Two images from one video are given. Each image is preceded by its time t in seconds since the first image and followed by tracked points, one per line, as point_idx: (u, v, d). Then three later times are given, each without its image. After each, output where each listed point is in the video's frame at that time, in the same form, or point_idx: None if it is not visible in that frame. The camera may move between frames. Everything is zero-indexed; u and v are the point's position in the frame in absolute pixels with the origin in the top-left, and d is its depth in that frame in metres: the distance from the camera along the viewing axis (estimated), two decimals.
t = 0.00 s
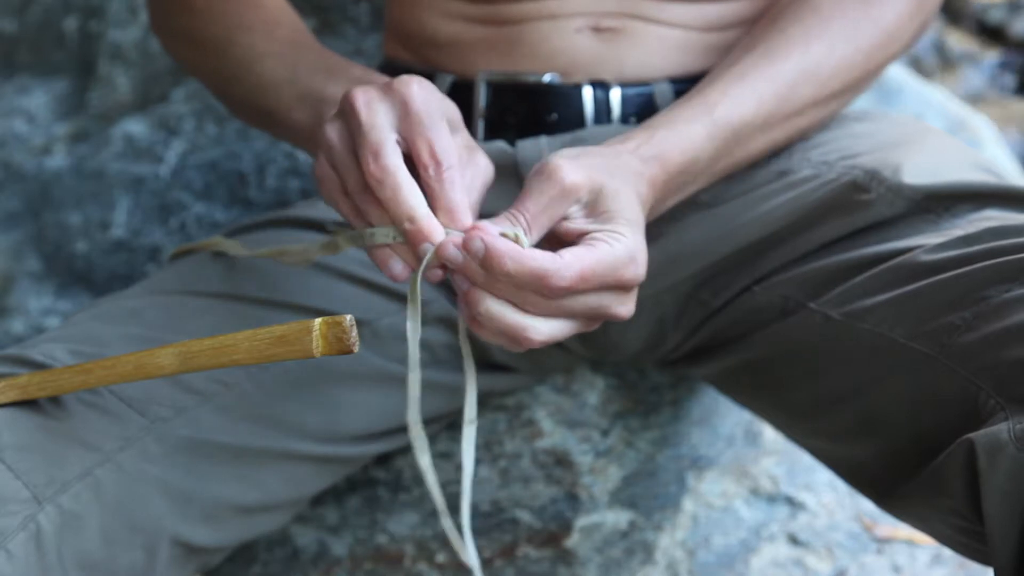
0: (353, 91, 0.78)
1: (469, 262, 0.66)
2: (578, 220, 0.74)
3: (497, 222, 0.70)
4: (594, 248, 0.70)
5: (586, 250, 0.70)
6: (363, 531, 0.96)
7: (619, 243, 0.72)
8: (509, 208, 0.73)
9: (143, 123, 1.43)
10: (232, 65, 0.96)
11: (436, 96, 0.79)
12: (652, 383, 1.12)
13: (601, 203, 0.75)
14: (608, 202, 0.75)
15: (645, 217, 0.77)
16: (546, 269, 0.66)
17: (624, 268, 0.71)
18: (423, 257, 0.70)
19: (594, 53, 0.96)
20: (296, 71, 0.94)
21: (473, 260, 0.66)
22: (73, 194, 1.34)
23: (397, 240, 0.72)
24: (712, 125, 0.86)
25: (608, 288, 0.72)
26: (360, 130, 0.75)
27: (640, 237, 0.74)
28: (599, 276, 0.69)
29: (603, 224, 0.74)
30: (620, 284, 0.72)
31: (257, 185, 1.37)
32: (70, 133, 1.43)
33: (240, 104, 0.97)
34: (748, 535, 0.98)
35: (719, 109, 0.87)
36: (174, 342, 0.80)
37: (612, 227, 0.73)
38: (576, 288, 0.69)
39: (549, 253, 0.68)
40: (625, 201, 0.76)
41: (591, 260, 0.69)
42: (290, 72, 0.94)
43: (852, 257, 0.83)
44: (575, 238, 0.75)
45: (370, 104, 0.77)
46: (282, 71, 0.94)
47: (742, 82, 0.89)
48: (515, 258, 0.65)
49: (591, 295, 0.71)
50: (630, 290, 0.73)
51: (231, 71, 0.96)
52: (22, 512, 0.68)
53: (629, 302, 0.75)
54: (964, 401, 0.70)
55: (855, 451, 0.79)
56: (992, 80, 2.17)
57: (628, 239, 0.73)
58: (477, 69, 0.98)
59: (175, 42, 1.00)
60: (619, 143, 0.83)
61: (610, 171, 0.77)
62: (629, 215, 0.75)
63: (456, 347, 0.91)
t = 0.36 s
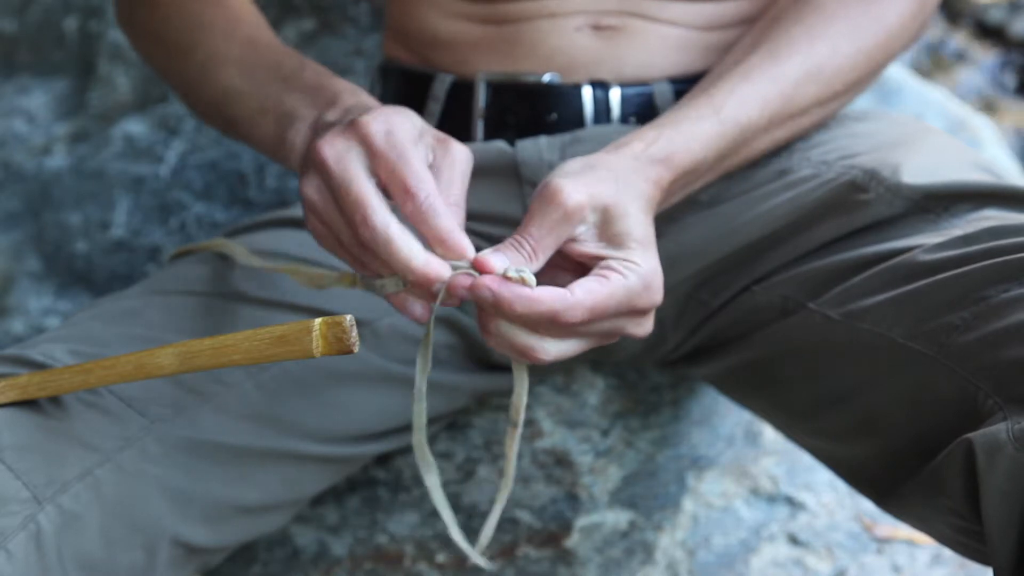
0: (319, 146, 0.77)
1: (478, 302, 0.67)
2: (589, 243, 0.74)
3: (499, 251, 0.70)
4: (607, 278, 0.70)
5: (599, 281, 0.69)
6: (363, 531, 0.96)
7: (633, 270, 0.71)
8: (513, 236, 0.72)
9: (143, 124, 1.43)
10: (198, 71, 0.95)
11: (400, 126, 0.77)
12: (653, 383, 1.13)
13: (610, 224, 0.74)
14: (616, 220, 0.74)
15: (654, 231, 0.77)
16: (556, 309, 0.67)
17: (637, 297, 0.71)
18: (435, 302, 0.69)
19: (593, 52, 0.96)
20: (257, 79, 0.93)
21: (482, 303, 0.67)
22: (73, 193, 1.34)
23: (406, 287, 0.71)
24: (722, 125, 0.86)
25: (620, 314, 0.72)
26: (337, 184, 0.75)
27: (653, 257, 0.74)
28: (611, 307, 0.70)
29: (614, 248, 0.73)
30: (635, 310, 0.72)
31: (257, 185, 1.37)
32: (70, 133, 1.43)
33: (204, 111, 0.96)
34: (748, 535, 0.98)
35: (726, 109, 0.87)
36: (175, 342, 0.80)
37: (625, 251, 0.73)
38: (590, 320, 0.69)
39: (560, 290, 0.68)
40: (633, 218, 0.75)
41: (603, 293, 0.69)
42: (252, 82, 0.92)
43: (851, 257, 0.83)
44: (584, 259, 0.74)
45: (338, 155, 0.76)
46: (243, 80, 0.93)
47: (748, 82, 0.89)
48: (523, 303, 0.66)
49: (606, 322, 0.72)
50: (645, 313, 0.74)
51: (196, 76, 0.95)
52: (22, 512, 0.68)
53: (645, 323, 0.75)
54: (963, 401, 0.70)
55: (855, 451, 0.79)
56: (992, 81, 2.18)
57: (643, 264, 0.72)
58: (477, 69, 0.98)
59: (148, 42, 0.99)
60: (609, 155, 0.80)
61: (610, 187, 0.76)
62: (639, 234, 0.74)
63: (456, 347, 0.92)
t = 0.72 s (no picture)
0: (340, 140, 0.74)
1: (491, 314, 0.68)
2: (597, 240, 0.74)
3: (510, 262, 0.71)
4: (617, 279, 0.70)
5: (609, 283, 0.70)
6: (363, 531, 0.96)
7: (644, 268, 0.71)
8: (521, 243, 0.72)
9: (144, 124, 1.43)
10: (190, 82, 0.92)
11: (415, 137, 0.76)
12: (652, 383, 1.12)
13: (617, 220, 0.74)
14: (624, 216, 0.74)
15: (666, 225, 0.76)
16: (567, 317, 0.68)
17: (650, 296, 0.71)
18: (434, 305, 0.67)
19: (594, 50, 0.96)
20: (251, 100, 0.90)
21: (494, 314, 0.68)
22: (73, 193, 1.34)
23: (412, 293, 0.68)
24: (731, 113, 0.86)
25: (634, 312, 0.72)
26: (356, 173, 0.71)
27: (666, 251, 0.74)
28: (623, 307, 0.70)
29: (625, 245, 0.73)
30: (648, 307, 0.73)
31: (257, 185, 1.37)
32: (70, 133, 1.43)
33: (193, 124, 0.93)
34: (748, 535, 0.98)
35: (733, 98, 0.87)
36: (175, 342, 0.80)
37: (635, 247, 0.73)
38: (604, 321, 0.70)
39: (570, 296, 0.68)
40: (643, 211, 0.75)
41: (613, 295, 0.69)
42: (246, 100, 0.89)
43: (850, 257, 0.83)
44: (595, 256, 0.75)
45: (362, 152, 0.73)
46: (237, 98, 0.90)
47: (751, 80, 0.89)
48: (535, 314, 0.67)
49: (620, 320, 0.72)
50: (659, 308, 0.74)
51: (187, 88, 0.92)
52: (22, 512, 0.68)
53: (664, 315, 0.75)
54: (963, 401, 0.70)
55: (856, 451, 0.80)
56: (992, 80, 2.18)
57: (655, 261, 0.72)
58: (477, 69, 0.98)
59: (138, 50, 0.95)
60: (613, 149, 0.81)
61: (615, 183, 0.75)
62: (648, 228, 0.74)
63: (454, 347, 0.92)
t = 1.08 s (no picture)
0: (337, 210, 0.73)
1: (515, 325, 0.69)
2: (614, 242, 0.74)
3: (530, 273, 0.71)
4: (638, 285, 0.71)
5: (630, 289, 0.70)
6: (363, 531, 0.96)
7: (666, 272, 0.72)
8: (541, 251, 0.72)
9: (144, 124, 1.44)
10: (152, 89, 0.91)
11: (410, 185, 0.74)
12: (653, 383, 1.13)
13: (634, 222, 0.74)
14: (641, 217, 0.74)
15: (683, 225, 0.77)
16: (592, 326, 0.68)
17: (672, 298, 0.72)
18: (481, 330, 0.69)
19: (593, 47, 0.96)
20: (216, 108, 0.89)
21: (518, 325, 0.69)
22: (73, 194, 1.34)
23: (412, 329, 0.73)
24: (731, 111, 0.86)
25: (657, 315, 0.73)
26: (364, 243, 0.71)
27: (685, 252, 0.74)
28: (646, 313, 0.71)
29: (642, 247, 0.74)
30: (670, 308, 0.73)
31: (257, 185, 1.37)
32: (70, 133, 1.43)
33: (158, 133, 0.92)
34: (748, 535, 0.98)
35: (746, 94, 0.87)
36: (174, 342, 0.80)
37: (654, 248, 0.73)
38: (627, 327, 0.70)
39: (593, 305, 0.69)
40: (659, 212, 0.75)
41: (636, 301, 0.70)
42: (210, 110, 0.89)
43: (850, 257, 0.83)
44: (611, 257, 0.75)
45: (359, 218, 0.72)
46: (202, 108, 0.89)
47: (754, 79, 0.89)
48: (559, 326, 0.67)
49: (643, 324, 0.73)
50: (681, 308, 0.74)
51: (153, 97, 0.91)
52: (22, 512, 0.68)
53: (687, 314, 0.76)
54: (962, 401, 0.70)
55: (856, 451, 0.80)
56: (993, 80, 2.18)
57: (675, 264, 0.72)
58: (477, 68, 0.98)
59: (96, 54, 0.94)
60: (627, 145, 0.81)
61: (628, 182, 0.75)
62: (666, 229, 0.74)
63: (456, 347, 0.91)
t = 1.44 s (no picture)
0: (338, 261, 0.71)
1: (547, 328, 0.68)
2: (648, 242, 0.74)
3: (564, 275, 0.70)
4: (674, 290, 0.71)
5: (667, 295, 0.70)
6: (363, 531, 0.96)
7: (703, 276, 0.72)
8: (575, 252, 0.71)
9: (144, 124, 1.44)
10: (93, 79, 0.88)
11: (379, 202, 0.69)
12: (653, 383, 1.13)
13: (670, 221, 0.73)
14: (677, 215, 0.73)
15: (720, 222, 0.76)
16: (627, 333, 0.69)
17: (711, 301, 0.72)
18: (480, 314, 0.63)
19: (594, 44, 0.96)
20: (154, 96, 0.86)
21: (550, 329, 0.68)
22: (74, 194, 1.34)
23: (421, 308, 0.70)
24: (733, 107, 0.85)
25: (691, 317, 0.73)
26: (388, 292, 0.70)
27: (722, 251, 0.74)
28: (681, 318, 0.71)
29: (678, 248, 0.73)
30: (705, 311, 0.74)
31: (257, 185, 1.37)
32: (70, 133, 1.43)
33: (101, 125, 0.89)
34: (748, 535, 0.98)
35: (758, 86, 0.87)
36: (174, 342, 0.80)
37: (692, 248, 0.73)
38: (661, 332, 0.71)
39: (629, 311, 0.69)
40: (696, 210, 0.74)
41: (672, 307, 0.70)
42: (153, 106, 0.86)
43: (850, 257, 0.83)
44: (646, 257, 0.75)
45: (365, 262, 0.70)
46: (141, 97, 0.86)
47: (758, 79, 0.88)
48: (594, 333, 0.67)
49: (676, 327, 0.73)
50: (715, 311, 0.74)
51: (94, 87, 0.88)
52: (22, 512, 0.68)
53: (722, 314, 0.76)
54: (962, 401, 0.70)
55: (856, 451, 0.80)
56: (993, 80, 2.18)
57: (711, 266, 0.72)
58: (477, 67, 0.97)
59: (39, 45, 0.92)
60: (661, 140, 0.80)
61: (662, 179, 0.74)
62: (703, 228, 0.73)
63: (456, 347, 0.92)
